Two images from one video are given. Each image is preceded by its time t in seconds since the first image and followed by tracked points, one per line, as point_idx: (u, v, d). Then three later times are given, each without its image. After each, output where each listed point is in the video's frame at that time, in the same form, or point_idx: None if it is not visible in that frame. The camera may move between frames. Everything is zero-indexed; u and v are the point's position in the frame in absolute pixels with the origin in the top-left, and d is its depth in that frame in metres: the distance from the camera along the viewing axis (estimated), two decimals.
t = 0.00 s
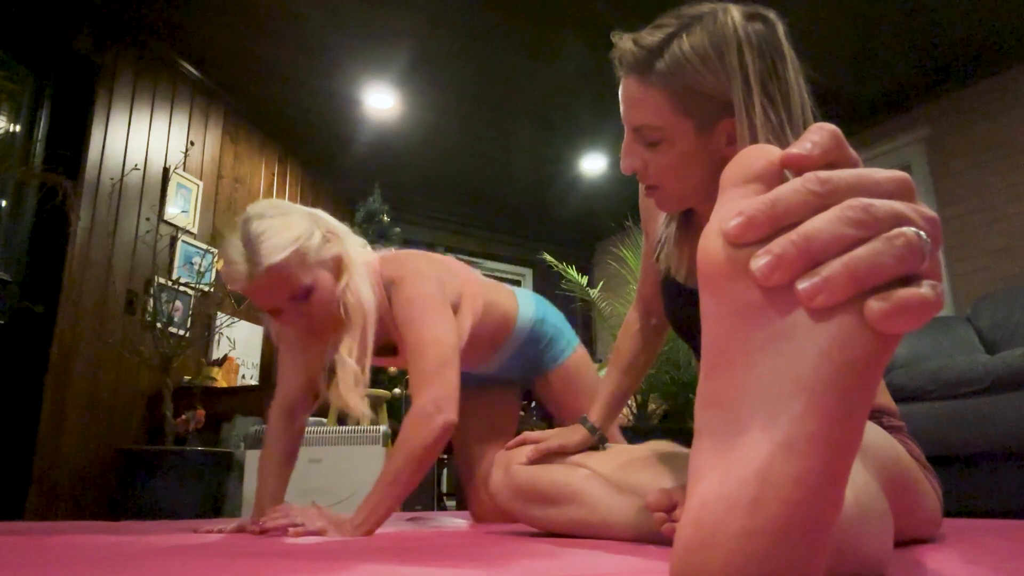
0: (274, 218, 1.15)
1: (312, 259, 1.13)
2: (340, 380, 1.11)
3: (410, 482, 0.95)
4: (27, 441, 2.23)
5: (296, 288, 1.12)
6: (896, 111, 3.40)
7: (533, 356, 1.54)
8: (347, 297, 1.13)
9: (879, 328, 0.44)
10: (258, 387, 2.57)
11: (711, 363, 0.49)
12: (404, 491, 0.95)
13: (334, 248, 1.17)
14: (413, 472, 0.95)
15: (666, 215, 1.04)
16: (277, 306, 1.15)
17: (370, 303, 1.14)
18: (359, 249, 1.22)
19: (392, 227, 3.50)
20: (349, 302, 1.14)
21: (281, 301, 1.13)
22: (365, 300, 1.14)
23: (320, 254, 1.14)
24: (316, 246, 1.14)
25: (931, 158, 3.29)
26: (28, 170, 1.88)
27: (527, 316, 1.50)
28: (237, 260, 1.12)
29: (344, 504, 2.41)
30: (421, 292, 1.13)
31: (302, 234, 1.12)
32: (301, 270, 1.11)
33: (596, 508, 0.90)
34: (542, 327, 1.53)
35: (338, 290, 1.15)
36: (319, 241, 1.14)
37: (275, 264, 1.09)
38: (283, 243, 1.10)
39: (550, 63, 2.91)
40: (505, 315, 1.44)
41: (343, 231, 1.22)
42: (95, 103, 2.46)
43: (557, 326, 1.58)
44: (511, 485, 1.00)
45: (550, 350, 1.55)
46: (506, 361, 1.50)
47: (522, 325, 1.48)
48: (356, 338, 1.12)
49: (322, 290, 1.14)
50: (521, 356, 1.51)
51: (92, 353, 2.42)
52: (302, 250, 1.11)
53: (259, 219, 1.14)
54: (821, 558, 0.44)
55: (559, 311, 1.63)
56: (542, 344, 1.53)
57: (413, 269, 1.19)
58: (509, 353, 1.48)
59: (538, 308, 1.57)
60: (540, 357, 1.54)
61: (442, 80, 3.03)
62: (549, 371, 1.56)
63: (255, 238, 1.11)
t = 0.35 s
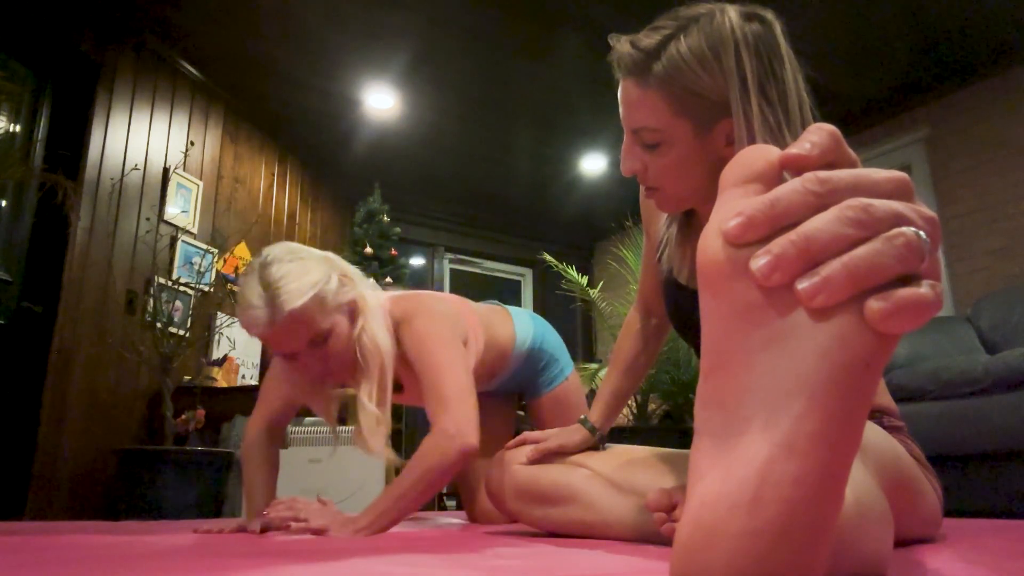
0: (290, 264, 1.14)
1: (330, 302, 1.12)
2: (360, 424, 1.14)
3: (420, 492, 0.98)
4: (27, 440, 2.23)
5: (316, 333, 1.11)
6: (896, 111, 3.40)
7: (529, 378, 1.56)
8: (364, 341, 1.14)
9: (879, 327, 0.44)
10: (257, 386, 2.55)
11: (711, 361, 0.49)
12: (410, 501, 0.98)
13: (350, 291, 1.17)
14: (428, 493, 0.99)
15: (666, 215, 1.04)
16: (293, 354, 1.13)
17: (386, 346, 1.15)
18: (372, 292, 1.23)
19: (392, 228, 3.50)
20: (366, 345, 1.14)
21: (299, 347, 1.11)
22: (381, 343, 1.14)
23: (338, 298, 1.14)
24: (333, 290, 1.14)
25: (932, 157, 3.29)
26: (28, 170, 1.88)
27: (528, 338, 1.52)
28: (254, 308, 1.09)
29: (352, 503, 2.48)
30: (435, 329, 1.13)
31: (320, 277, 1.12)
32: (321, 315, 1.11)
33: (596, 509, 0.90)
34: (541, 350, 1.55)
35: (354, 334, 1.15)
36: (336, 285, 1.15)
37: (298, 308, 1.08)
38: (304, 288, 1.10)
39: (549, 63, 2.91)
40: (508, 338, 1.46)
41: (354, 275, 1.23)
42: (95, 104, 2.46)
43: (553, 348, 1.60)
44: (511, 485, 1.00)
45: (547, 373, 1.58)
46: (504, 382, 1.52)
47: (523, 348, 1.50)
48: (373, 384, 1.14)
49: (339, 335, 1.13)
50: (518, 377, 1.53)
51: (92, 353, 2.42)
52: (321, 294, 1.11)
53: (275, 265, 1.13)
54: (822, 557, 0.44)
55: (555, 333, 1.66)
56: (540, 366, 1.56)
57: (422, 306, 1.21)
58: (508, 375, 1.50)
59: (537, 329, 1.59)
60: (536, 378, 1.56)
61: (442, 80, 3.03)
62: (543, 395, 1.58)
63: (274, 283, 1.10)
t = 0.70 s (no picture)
0: (305, 260, 1.17)
1: (344, 299, 1.15)
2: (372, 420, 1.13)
3: (419, 492, 0.98)
4: (27, 441, 2.23)
5: (329, 329, 1.13)
6: (895, 110, 3.40)
7: (528, 382, 1.57)
8: (378, 339, 1.15)
9: (879, 328, 0.44)
10: (256, 385, 2.55)
11: (710, 361, 0.49)
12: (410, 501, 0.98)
13: (362, 290, 1.20)
14: (427, 493, 0.99)
15: (666, 214, 1.04)
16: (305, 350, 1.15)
17: (399, 344, 1.17)
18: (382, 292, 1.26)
19: (392, 228, 3.50)
20: (377, 343, 1.16)
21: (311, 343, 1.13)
22: (394, 341, 1.16)
23: (351, 296, 1.17)
24: (347, 287, 1.17)
25: (932, 157, 3.29)
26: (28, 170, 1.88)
27: (528, 342, 1.52)
28: (269, 301, 1.11)
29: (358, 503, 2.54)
30: (444, 334, 1.15)
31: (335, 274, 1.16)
32: (335, 311, 1.13)
33: (596, 509, 0.90)
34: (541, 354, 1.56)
35: (366, 332, 1.17)
36: (350, 283, 1.18)
37: (314, 302, 1.11)
38: (319, 284, 1.13)
39: (549, 63, 2.91)
40: (509, 342, 1.47)
41: (366, 274, 1.26)
42: (95, 104, 2.46)
43: (553, 354, 1.61)
44: (511, 485, 1.00)
45: (545, 378, 1.58)
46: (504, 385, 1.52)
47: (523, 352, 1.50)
48: (386, 378, 1.15)
49: (352, 331, 1.16)
50: (518, 380, 1.53)
51: (92, 354, 2.42)
52: (335, 290, 1.14)
53: (291, 261, 1.16)
54: (821, 557, 0.44)
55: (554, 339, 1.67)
56: (536, 373, 1.56)
57: (432, 311, 1.22)
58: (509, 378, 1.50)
59: (537, 334, 1.60)
60: (535, 383, 1.57)
61: (442, 81, 3.03)
62: (540, 400, 1.58)
63: (290, 278, 1.13)
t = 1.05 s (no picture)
0: (309, 252, 1.18)
1: (348, 291, 1.16)
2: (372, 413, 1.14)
3: (419, 492, 0.98)
4: (26, 441, 2.23)
5: (334, 319, 1.14)
6: (895, 111, 3.40)
7: (529, 379, 1.57)
8: (380, 333, 1.16)
9: (880, 328, 0.44)
10: (257, 386, 2.56)
11: (710, 361, 0.49)
12: (410, 501, 0.97)
13: (367, 282, 1.20)
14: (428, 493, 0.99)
15: (666, 214, 1.04)
16: (311, 343, 1.16)
17: (400, 339, 1.18)
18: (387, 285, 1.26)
19: (392, 228, 3.50)
20: (381, 336, 1.16)
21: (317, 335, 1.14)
22: (396, 336, 1.17)
23: (356, 287, 1.18)
24: (351, 279, 1.17)
25: (932, 157, 3.29)
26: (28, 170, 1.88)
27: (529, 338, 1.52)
28: (276, 294, 1.12)
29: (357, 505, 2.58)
30: (444, 331, 1.15)
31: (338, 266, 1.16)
32: (339, 302, 1.14)
33: (596, 508, 0.90)
34: (543, 350, 1.56)
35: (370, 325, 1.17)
36: (354, 275, 1.19)
37: (319, 294, 1.11)
38: (324, 276, 1.13)
39: (549, 63, 2.91)
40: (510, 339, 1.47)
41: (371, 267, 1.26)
42: (95, 104, 2.46)
43: (556, 350, 1.61)
44: (511, 485, 1.00)
45: (547, 375, 1.58)
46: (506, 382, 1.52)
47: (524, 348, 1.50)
48: (388, 371, 1.16)
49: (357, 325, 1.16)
50: (519, 377, 1.53)
51: (91, 353, 2.42)
52: (339, 282, 1.15)
53: (296, 254, 1.17)
54: (821, 558, 0.44)
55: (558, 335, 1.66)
56: (541, 368, 1.56)
57: (433, 304, 1.22)
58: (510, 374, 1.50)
59: (540, 330, 1.60)
60: (536, 379, 1.57)
61: (441, 81, 3.03)
62: (539, 398, 1.58)
63: (295, 271, 1.14)
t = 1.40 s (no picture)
0: (314, 248, 1.21)
1: (349, 286, 1.18)
2: (379, 404, 1.16)
3: (419, 492, 0.98)
4: (27, 442, 2.23)
5: (333, 312, 1.16)
6: (896, 111, 3.40)
7: (548, 377, 1.57)
8: (385, 327, 1.16)
9: (879, 328, 0.44)
10: (257, 386, 2.56)
11: (710, 362, 0.49)
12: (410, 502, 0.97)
13: (370, 279, 1.22)
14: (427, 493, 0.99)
15: (663, 215, 1.04)
16: (313, 335, 1.20)
17: (406, 332, 1.18)
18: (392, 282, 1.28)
19: (392, 228, 3.50)
20: (383, 329, 1.17)
21: (317, 327, 1.17)
22: (401, 329, 1.17)
23: (357, 283, 1.20)
24: (353, 275, 1.20)
25: (932, 157, 3.29)
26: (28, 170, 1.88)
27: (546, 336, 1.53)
28: (280, 287, 1.17)
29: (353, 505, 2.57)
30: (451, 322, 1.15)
31: (340, 261, 1.19)
32: (338, 295, 1.17)
33: (596, 509, 0.90)
34: (560, 348, 1.56)
35: (371, 319, 1.19)
36: (356, 270, 1.21)
37: (317, 286, 1.14)
38: (324, 270, 1.16)
39: (549, 63, 2.91)
40: (524, 336, 1.48)
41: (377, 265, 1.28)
42: (95, 104, 2.46)
43: (574, 349, 1.61)
44: (511, 485, 1.00)
45: (563, 373, 1.58)
46: (523, 380, 1.52)
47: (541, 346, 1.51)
48: (394, 364, 1.17)
49: (359, 317, 1.19)
50: (537, 374, 1.54)
51: (92, 354, 2.42)
52: (340, 276, 1.18)
53: (298, 250, 1.20)
54: (821, 558, 0.44)
55: (578, 335, 1.67)
56: (557, 366, 1.57)
57: (431, 295, 1.23)
58: (526, 372, 1.51)
59: (558, 329, 1.60)
60: (553, 377, 1.57)
61: (441, 81, 3.03)
62: (556, 395, 1.58)
63: (297, 264, 1.17)
